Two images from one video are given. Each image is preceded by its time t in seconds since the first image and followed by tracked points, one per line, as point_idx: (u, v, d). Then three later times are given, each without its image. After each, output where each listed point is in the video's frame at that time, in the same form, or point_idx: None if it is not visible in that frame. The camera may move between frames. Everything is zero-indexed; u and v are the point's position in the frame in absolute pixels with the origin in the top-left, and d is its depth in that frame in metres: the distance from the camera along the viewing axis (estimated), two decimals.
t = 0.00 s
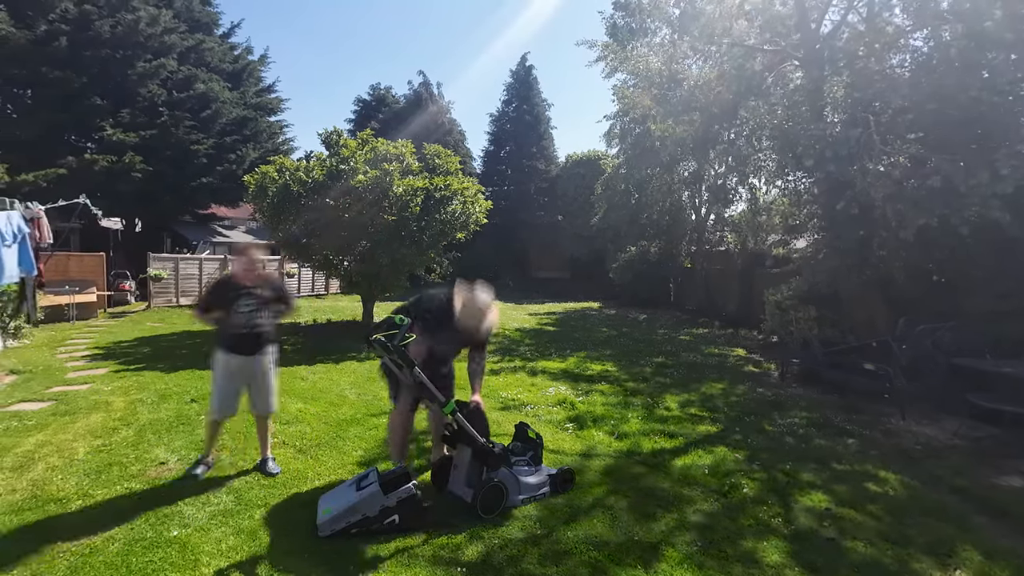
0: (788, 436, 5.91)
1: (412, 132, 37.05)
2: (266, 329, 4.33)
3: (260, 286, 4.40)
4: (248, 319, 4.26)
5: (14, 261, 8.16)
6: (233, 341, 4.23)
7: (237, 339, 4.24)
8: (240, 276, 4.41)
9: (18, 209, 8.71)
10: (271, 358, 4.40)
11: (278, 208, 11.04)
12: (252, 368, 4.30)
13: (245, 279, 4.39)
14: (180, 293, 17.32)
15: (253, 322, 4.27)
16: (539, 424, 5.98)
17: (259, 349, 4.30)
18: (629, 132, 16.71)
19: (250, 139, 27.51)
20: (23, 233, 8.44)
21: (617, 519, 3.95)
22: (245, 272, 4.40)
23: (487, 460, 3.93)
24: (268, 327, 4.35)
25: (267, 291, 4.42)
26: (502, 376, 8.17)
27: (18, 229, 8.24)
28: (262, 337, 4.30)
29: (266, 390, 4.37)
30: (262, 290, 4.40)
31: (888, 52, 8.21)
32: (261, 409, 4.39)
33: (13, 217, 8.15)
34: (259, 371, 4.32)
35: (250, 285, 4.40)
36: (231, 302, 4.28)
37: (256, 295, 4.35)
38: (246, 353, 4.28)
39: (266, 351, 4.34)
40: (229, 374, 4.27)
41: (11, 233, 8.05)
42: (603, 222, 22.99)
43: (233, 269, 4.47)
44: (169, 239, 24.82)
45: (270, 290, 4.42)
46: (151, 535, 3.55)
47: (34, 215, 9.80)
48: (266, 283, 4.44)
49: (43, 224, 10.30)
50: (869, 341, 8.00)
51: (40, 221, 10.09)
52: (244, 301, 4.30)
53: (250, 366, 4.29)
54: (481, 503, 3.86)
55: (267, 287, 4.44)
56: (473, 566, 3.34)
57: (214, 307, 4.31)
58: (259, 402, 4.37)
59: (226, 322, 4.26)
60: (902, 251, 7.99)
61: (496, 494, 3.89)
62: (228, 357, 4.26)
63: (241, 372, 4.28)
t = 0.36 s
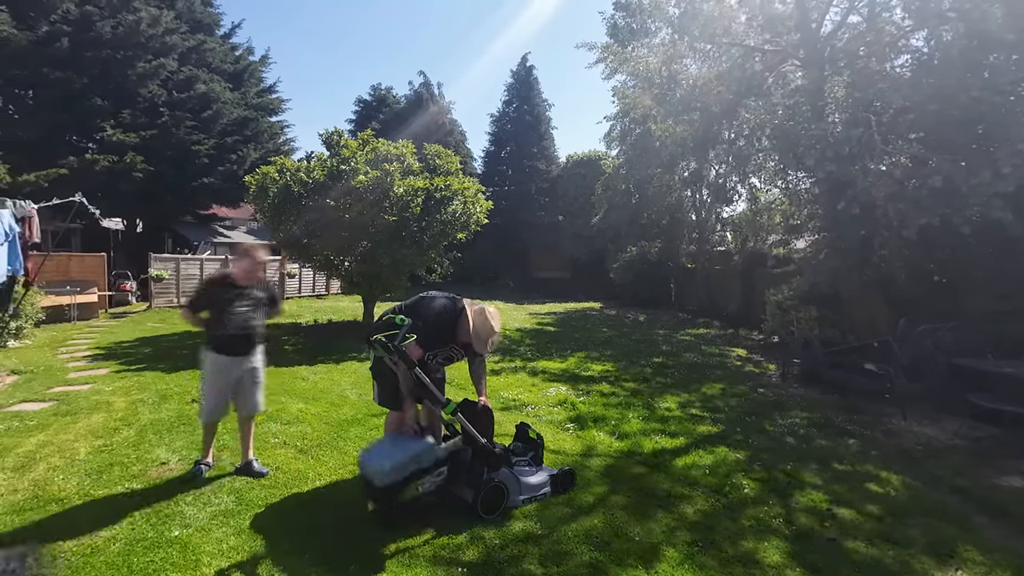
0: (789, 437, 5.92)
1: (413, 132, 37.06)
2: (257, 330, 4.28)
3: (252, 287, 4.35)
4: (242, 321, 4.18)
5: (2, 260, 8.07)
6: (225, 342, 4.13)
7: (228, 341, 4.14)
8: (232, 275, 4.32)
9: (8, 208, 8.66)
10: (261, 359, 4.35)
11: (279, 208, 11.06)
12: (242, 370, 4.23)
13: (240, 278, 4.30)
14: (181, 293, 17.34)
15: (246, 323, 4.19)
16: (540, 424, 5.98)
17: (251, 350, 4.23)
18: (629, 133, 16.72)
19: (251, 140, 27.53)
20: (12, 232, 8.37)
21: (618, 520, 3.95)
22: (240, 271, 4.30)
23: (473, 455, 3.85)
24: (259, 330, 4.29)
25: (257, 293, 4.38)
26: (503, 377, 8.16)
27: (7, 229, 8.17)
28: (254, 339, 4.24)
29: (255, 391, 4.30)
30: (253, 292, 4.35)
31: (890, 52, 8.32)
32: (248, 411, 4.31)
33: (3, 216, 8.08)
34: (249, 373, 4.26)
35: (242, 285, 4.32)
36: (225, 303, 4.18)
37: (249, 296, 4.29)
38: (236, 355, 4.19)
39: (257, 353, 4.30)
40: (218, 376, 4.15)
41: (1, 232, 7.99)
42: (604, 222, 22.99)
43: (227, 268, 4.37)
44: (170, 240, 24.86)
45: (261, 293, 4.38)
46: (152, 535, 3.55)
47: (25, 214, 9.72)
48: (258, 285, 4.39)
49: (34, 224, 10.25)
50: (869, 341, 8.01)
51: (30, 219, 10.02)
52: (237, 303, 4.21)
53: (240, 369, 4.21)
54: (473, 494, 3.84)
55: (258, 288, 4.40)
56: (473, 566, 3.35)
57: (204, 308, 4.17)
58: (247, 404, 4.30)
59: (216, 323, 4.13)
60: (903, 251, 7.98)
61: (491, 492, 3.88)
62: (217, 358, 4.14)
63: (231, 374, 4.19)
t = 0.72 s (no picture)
0: (790, 437, 5.92)
1: (414, 132, 37.06)
2: (252, 331, 4.19)
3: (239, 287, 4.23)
4: (237, 323, 4.09)
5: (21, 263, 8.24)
6: (221, 346, 4.01)
7: (224, 344, 4.03)
8: (218, 276, 4.17)
9: (27, 210, 8.82)
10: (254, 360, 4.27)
11: (279, 209, 11.07)
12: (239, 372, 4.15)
13: (225, 278, 4.15)
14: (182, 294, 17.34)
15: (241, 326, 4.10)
16: (540, 424, 5.97)
17: (247, 352, 4.15)
18: (630, 133, 16.73)
19: (252, 140, 27.55)
20: (30, 235, 8.52)
21: (619, 520, 3.96)
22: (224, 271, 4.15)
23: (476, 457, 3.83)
24: (253, 330, 4.21)
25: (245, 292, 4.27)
26: (504, 377, 8.16)
27: (25, 232, 8.31)
28: (249, 341, 4.15)
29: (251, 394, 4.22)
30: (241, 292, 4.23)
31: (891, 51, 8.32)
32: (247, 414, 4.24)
33: (21, 219, 8.22)
34: (246, 375, 4.18)
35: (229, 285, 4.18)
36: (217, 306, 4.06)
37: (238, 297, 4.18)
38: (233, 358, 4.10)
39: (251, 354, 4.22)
40: (216, 381, 4.04)
41: (19, 235, 8.14)
42: (605, 222, 22.99)
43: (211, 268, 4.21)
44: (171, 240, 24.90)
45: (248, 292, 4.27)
46: (153, 535, 3.56)
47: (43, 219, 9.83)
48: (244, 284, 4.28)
49: (49, 226, 10.30)
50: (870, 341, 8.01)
51: (48, 222, 10.18)
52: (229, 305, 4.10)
53: (238, 373, 4.12)
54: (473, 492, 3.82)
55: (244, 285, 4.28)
56: (474, 567, 3.35)
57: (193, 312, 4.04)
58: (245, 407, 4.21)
59: (210, 326, 4.01)
60: (905, 251, 7.96)
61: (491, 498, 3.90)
62: (214, 363, 4.02)
63: (229, 378, 4.09)
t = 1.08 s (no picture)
0: (790, 437, 5.92)
1: (414, 132, 37.07)
2: (234, 333, 4.11)
3: (215, 289, 4.13)
4: (217, 327, 4.00)
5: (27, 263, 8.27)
6: (201, 352, 3.95)
7: (204, 349, 3.96)
8: (191, 278, 4.06)
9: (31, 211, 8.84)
10: (240, 363, 4.20)
11: (280, 209, 11.09)
12: (224, 376, 4.09)
13: (198, 279, 4.04)
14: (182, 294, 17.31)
15: (221, 329, 4.02)
16: (541, 425, 5.97)
17: (229, 356, 4.08)
18: (631, 134, 16.75)
19: (252, 141, 27.57)
20: (36, 236, 8.53)
21: (619, 521, 3.94)
22: (195, 271, 4.03)
23: (480, 458, 3.81)
24: (235, 332, 4.13)
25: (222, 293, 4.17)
26: (504, 377, 8.16)
27: (31, 233, 8.32)
28: (231, 344, 4.07)
29: (239, 398, 4.16)
30: (217, 293, 4.13)
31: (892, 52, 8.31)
32: (237, 419, 4.19)
33: (26, 219, 8.24)
34: (231, 379, 4.12)
35: (204, 287, 4.08)
36: (193, 311, 3.98)
37: (214, 299, 4.08)
38: (216, 363, 4.03)
39: (235, 358, 4.14)
40: (200, 388, 3.99)
41: (26, 236, 8.15)
42: (605, 222, 23.01)
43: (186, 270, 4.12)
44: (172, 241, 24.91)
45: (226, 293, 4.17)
46: (154, 535, 3.56)
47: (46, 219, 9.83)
48: (220, 285, 4.17)
49: (54, 227, 10.31)
50: (871, 342, 8.00)
51: (52, 223, 10.17)
52: (205, 309, 4.01)
53: (222, 377, 4.06)
54: (478, 496, 3.82)
55: (220, 285, 4.17)
56: (475, 567, 3.34)
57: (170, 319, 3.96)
58: (234, 413, 4.15)
59: (189, 332, 3.94)
60: (907, 251, 7.95)
61: (496, 500, 3.90)
62: (196, 371, 3.97)
63: (213, 383, 4.03)
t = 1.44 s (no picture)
0: (790, 437, 5.91)
1: (415, 133, 37.08)
2: (243, 335, 4.12)
3: (226, 290, 4.14)
4: (229, 328, 4.02)
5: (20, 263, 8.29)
6: (214, 352, 3.95)
7: (216, 350, 3.96)
8: (202, 278, 4.07)
9: (26, 210, 8.87)
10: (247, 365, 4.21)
11: (281, 209, 11.12)
12: (232, 377, 4.09)
13: (211, 280, 4.06)
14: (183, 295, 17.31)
15: (233, 330, 4.05)
16: (542, 425, 5.98)
17: (239, 357, 4.09)
18: (631, 134, 16.76)
19: (253, 141, 27.59)
20: (29, 236, 8.55)
21: (619, 522, 3.94)
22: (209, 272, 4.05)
23: (481, 460, 3.83)
24: (244, 333, 4.14)
25: (232, 295, 4.19)
26: (505, 378, 8.15)
27: (24, 232, 8.35)
28: (241, 345, 4.09)
29: (245, 398, 4.17)
30: (228, 294, 4.15)
31: (893, 52, 8.34)
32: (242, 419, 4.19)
33: (21, 219, 8.26)
34: (238, 380, 4.12)
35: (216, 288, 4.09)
36: (206, 311, 3.97)
37: (225, 301, 4.10)
38: (227, 364, 4.03)
39: (243, 359, 4.16)
40: (210, 388, 3.98)
41: (19, 235, 8.17)
42: (605, 222, 23.01)
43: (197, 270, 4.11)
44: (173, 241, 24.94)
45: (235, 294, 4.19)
46: (155, 535, 3.57)
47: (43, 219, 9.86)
48: (230, 287, 4.19)
49: (48, 227, 10.32)
50: (873, 342, 7.99)
51: (46, 222, 10.18)
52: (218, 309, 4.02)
53: (232, 378, 4.07)
54: (481, 497, 3.83)
55: (229, 288, 4.20)
56: (475, 567, 3.35)
57: (181, 319, 3.94)
58: (240, 413, 4.16)
59: (201, 332, 3.93)
60: (908, 251, 7.94)
61: (496, 502, 3.91)
62: (207, 370, 3.96)
63: (222, 384, 4.03)
